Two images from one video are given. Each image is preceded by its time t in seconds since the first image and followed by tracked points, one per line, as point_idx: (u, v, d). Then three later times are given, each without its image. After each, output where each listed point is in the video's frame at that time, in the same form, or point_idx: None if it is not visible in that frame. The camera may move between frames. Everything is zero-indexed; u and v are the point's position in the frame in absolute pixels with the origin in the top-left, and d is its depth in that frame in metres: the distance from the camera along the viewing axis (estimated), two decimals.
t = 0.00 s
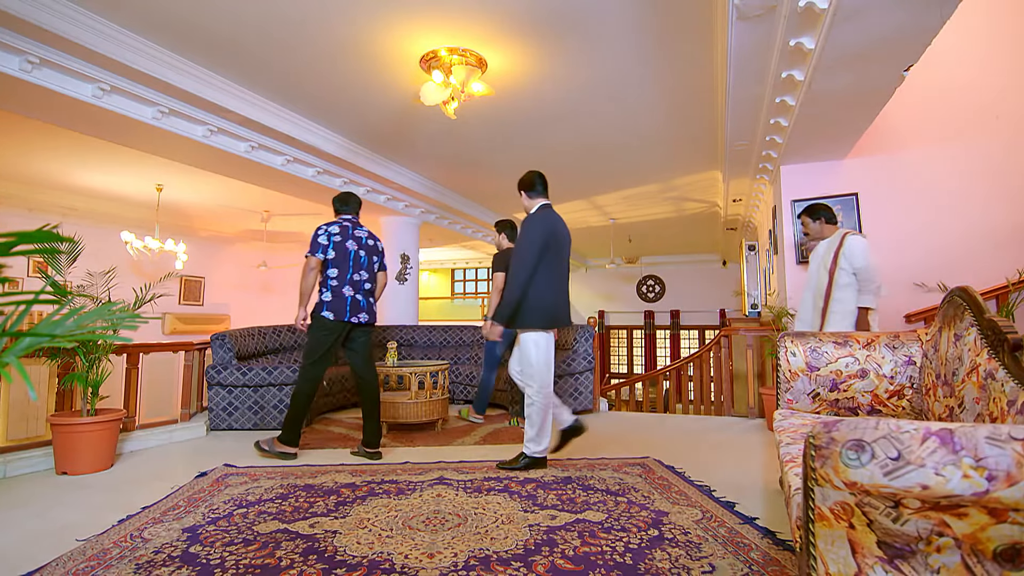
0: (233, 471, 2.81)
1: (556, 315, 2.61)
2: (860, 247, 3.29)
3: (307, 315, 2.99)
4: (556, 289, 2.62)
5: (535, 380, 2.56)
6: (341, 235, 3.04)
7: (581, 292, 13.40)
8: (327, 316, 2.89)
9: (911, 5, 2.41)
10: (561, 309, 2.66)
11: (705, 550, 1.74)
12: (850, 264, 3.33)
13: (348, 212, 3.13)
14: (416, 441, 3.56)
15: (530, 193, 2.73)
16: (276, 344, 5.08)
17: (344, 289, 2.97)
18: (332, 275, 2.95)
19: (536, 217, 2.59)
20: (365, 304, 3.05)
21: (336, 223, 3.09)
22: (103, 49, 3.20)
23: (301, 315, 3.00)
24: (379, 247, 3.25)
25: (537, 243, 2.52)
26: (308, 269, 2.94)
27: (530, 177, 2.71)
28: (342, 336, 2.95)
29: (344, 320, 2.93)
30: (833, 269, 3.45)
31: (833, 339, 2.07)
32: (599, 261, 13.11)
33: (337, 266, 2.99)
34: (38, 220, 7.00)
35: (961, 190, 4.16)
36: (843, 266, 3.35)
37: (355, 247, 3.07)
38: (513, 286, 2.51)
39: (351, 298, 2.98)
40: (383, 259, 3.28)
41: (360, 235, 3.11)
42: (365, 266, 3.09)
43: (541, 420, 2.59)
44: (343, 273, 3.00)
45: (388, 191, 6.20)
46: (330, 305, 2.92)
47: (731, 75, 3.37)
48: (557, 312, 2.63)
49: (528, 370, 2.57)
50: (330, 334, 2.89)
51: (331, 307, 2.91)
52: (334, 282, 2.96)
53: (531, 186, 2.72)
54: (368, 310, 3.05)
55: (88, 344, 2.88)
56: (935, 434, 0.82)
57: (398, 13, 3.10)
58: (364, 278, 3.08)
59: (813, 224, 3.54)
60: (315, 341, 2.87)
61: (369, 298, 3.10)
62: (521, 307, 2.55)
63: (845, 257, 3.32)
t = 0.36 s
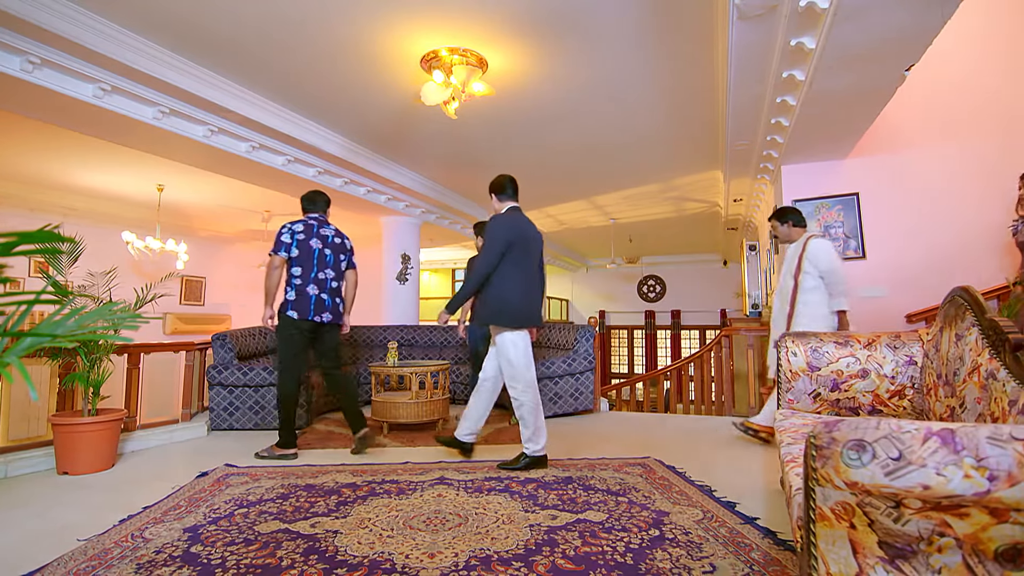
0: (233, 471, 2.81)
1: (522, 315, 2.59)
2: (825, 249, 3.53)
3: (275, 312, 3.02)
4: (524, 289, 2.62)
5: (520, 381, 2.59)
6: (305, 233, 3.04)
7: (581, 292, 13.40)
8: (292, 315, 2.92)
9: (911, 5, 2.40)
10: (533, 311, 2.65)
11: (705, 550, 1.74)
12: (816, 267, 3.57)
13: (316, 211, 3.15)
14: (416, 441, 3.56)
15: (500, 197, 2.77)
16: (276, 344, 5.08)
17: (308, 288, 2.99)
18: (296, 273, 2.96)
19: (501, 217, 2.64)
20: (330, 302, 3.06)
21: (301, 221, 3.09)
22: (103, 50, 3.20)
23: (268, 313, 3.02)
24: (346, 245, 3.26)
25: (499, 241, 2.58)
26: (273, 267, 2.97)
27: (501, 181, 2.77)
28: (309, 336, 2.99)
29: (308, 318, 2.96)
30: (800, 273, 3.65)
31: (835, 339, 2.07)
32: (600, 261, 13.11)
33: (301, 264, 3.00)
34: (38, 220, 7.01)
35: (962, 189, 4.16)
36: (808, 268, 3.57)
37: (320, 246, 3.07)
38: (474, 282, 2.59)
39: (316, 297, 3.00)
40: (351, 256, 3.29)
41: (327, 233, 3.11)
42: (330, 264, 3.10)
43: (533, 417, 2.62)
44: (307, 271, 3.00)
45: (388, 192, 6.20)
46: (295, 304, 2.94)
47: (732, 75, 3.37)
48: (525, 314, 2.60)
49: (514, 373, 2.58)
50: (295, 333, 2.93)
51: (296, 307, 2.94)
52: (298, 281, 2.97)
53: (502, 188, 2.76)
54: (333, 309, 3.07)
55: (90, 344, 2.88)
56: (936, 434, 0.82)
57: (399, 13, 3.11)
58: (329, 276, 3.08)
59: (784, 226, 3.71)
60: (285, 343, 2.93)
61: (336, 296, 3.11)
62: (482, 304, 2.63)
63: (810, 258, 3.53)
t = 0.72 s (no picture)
0: (234, 470, 2.81)
1: (498, 316, 2.76)
2: (780, 248, 3.35)
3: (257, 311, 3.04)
4: (497, 290, 2.80)
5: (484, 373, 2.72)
6: (283, 232, 3.04)
7: (582, 292, 13.40)
8: (272, 314, 2.93)
9: (912, 5, 2.40)
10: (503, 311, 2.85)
11: (706, 550, 1.74)
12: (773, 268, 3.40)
13: (298, 210, 3.16)
14: (416, 441, 3.56)
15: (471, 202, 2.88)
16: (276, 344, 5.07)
17: (288, 287, 2.99)
18: (276, 272, 2.98)
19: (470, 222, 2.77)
20: (310, 301, 3.06)
21: (281, 219, 3.10)
22: (103, 50, 3.20)
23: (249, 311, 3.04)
24: (327, 243, 3.25)
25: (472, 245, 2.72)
26: (252, 267, 2.98)
27: (473, 187, 2.87)
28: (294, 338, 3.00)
29: (289, 318, 2.96)
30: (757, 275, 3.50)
31: (836, 339, 2.07)
32: (601, 261, 13.12)
33: (279, 263, 3.01)
34: (40, 220, 7.03)
35: (963, 189, 4.15)
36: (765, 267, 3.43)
37: (299, 244, 3.07)
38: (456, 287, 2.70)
39: (296, 296, 3.00)
40: (332, 254, 3.28)
41: (306, 232, 3.10)
42: (309, 262, 3.10)
43: (505, 410, 2.69)
44: (285, 270, 3.01)
45: (389, 192, 6.21)
46: (276, 304, 2.95)
47: (733, 75, 3.37)
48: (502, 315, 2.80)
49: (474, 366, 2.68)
50: (279, 334, 2.95)
51: (276, 306, 2.94)
52: (278, 280, 2.99)
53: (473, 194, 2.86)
54: (313, 308, 3.07)
55: (92, 344, 2.88)
56: (938, 434, 0.81)
57: (399, 13, 3.11)
58: (308, 275, 3.08)
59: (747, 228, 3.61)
60: (276, 345, 2.94)
61: (316, 295, 3.11)
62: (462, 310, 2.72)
63: (764, 261, 3.38)
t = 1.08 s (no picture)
0: (236, 470, 2.81)
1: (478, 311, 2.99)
2: (744, 248, 3.37)
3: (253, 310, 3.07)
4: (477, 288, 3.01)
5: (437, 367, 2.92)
6: (273, 234, 3.06)
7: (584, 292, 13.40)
8: (262, 314, 2.94)
9: (913, 5, 2.40)
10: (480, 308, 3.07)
11: (708, 550, 1.73)
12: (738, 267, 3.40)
13: (292, 212, 3.17)
14: (418, 441, 3.56)
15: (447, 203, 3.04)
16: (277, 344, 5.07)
17: (277, 288, 2.99)
18: (265, 273, 2.98)
19: (453, 219, 2.97)
20: (301, 301, 3.05)
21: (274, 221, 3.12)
22: (105, 50, 3.21)
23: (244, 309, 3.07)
24: (319, 244, 3.24)
25: (457, 239, 2.90)
26: (244, 268, 3.02)
27: (449, 188, 3.04)
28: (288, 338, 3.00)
29: (278, 317, 2.96)
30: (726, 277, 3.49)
31: (838, 339, 2.07)
32: (602, 261, 13.11)
33: (269, 264, 3.02)
34: (42, 220, 7.04)
35: (964, 189, 4.15)
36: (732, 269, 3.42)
37: (289, 245, 3.07)
38: (445, 279, 2.82)
39: (285, 296, 2.99)
40: (325, 255, 3.27)
41: (296, 232, 3.11)
42: (300, 263, 3.08)
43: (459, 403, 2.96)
44: (274, 270, 3.01)
45: (390, 192, 6.21)
46: (266, 305, 2.96)
47: (734, 74, 3.36)
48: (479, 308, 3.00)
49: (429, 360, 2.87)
50: (271, 333, 2.95)
51: (266, 307, 2.95)
52: (267, 281, 2.98)
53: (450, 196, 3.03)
54: (304, 308, 3.05)
55: (93, 344, 2.88)
56: (940, 434, 0.81)
57: (400, 13, 3.11)
58: (299, 275, 3.06)
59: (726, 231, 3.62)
60: (271, 344, 2.96)
61: (308, 296, 3.09)
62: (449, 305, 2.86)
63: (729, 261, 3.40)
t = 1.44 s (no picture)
0: (237, 470, 2.81)
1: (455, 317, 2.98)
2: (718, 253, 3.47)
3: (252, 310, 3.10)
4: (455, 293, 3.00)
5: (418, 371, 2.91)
6: (270, 235, 3.06)
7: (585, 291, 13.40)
8: (257, 316, 2.97)
9: (914, 5, 2.40)
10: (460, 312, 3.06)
11: (709, 550, 1.73)
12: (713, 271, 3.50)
13: (291, 214, 3.18)
14: (419, 441, 3.55)
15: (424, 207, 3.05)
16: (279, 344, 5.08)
17: (272, 289, 3.00)
18: (262, 274, 3.02)
19: (428, 223, 2.97)
20: (296, 302, 3.05)
21: (272, 223, 3.13)
22: (106, 50, 3.21)
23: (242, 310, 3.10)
24: (316, 244, 3.23)
25: (431, 244, 2.91)
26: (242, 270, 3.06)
27: (425, 192, 3.04)
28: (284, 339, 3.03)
29: (273, 318, 2.97)
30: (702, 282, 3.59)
31: (839, 339, 2.07)
32: (603, 261, 13.11)
33: (265, 265, 3.04)
34: (44, 220, 7.05)
35: (965, 188, 4.14)
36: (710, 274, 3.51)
37: (285, 246, 3.08)
38: (417, 283, 2.84)
39: (280, 297, 3.00)
40: (324, 255, 3.25)
41: (293, 233, 3.11)
42: (296, 264, 3.08)
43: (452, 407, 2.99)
44: (271, 272, 3.02)
45: (391, 192, 6.21)
46: (261, 305, 2.98)
47: (734, 74, 3.36)
48: (455, 313, 2.99)
49: (413, 366, 2.88)
50: (266, 334, 2.98)
51: (261, 308, 2.98)
52: (263, 282, 3.00)
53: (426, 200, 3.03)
54: (299, 309, 3.05)
55: (94, 344, 2.89)
56: (941, 434, 0.81)
57: (401, 13, 3.11)
58: (294, 276, 3.06)
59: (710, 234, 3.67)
60: (267, 346, 2.99)
61: (304, 296, 3.09)
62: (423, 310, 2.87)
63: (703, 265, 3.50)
